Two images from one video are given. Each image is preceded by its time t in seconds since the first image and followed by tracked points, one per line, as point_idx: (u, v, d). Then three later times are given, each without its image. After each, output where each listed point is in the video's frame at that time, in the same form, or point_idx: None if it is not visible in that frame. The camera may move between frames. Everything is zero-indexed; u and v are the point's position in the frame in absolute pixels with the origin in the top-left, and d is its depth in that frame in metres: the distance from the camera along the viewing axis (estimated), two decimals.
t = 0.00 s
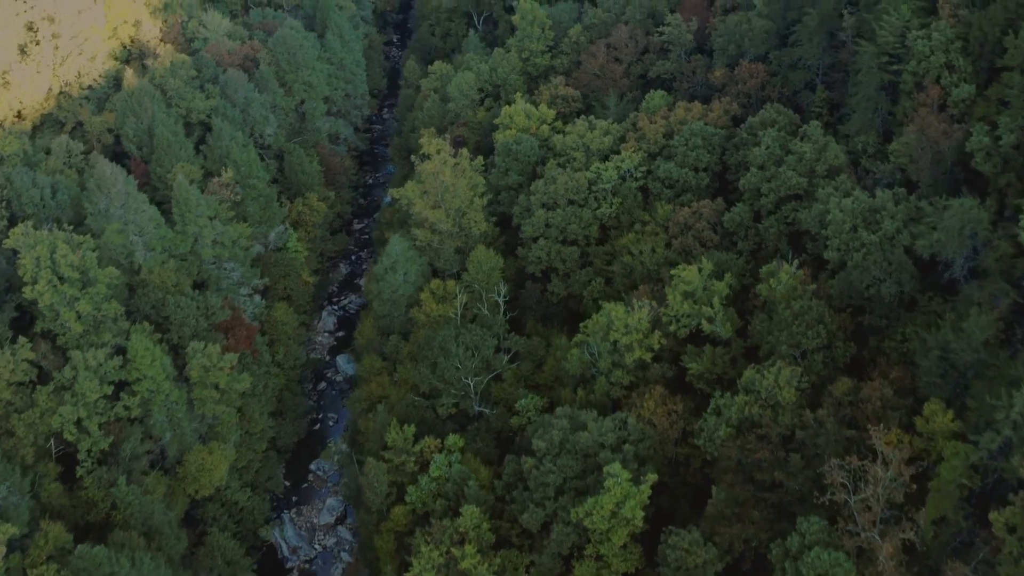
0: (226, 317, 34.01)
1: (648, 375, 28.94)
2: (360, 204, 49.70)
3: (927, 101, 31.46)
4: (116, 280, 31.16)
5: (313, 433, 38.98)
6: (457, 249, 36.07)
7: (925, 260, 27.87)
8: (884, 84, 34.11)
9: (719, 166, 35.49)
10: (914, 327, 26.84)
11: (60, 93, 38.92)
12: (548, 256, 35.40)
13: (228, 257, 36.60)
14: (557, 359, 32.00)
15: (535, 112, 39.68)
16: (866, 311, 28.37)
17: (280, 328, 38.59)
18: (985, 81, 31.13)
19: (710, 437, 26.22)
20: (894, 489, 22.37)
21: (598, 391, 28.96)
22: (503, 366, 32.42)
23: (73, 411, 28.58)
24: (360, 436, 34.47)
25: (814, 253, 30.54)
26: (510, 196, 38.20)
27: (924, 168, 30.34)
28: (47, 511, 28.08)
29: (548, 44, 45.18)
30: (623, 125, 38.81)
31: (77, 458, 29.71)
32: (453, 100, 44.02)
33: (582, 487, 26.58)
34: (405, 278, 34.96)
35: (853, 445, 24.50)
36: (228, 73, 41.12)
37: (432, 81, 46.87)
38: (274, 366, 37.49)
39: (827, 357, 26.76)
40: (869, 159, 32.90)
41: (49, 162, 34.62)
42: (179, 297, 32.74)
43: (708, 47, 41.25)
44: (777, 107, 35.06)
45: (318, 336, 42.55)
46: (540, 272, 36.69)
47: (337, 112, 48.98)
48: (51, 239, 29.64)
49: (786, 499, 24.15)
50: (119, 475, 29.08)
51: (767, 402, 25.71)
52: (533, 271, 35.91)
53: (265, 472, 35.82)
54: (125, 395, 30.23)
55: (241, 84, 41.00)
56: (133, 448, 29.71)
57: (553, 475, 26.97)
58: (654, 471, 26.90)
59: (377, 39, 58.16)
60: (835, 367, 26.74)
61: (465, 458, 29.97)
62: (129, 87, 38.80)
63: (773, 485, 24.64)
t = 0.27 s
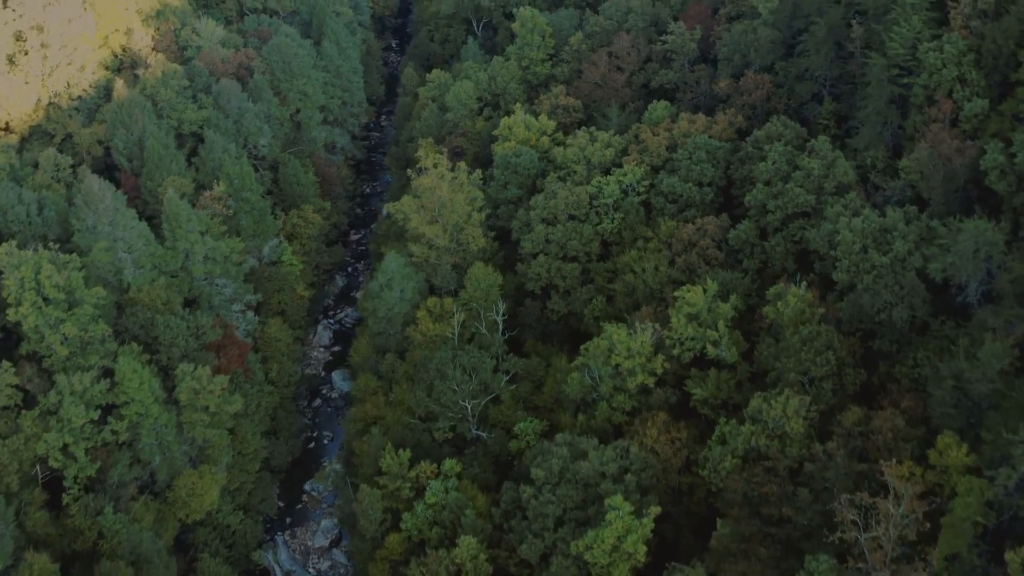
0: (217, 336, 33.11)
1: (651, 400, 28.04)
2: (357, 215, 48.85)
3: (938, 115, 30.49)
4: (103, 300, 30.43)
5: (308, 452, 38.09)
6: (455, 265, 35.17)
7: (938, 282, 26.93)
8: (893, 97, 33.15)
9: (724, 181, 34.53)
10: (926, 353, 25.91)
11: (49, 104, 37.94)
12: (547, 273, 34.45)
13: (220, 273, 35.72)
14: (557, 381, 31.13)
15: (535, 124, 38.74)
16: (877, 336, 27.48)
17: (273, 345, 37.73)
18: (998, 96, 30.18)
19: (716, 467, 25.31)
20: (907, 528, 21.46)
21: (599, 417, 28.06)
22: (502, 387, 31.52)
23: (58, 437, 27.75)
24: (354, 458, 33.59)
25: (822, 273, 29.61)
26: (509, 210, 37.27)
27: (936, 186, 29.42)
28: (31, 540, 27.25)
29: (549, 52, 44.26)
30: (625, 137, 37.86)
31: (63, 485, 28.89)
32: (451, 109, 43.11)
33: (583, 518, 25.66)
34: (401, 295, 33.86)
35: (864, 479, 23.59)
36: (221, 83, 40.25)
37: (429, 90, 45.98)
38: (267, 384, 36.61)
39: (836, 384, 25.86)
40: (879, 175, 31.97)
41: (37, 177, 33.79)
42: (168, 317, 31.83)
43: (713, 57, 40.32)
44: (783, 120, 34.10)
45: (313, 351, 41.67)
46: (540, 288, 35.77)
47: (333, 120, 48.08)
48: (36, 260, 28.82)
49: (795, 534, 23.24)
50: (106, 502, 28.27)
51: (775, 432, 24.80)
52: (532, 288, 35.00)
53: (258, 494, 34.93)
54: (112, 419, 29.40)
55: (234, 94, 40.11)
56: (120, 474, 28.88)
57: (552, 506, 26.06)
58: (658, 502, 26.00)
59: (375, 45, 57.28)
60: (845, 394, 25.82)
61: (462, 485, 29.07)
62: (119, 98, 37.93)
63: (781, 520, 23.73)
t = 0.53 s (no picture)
0: (208, 356, 32.25)
1: (654, 427, 27.17)
2: (354, 225, 48.12)
3: (950, 131, 29.52)
4: (90, 321, 29.60)
5: (303, 471, 37.28)
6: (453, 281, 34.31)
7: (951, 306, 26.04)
8: (903, 110, 32.21)
9: (729, 196, 33.63)
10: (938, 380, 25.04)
11: (37, 115, 36.96)
12: (547, 291, 33.56)
13: (213, 290, 34.86)
14: (557, 404, 30.28)
15: (534, 135, 37.85)
16: (887, 361, 26.59)
17: (267, 362, 36.89)
18: (1012, 111, 29.23)
19: (721, 500, 24.44)
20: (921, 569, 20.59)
21: (601, 444, 27.20)
22: (500, 410, 30.66)
23: (43, 464, 26.91)
24: (349, 481, 32.74)
25: (831, 294, 28.73)
26: (508, 225, 36.38)
27: (948, 205, 28.51)
28: (15, 571, 26.45)
29: (549, 60, 43.37)
30: (628, 149, 36.94)
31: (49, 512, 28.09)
32: (450, 119, 42.22)
33: (584, 551, 24.78)
34: (397, 313, 33.10)
35: (874, 514, 22.74)
36: (214, 92, 39.35)
37: (427, 99, 45.08)
38: (260, 403, 35.77)
39: (845, 413, 24.99)
40: (888, 192, 31.06)
41: (24, 192, 32.91)
42: (158, 337, 30.97)
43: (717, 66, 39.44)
44: (790, 133, 33.19)
45: (308, 367, 40.88)
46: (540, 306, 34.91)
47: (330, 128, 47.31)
48: (20, 280, 27.99)
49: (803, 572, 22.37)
50: (93, 530, 27.44)
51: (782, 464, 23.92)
52: (532, 305, 34.12)
53: (251, 516, 34.10)
54: (99, 444, 28.57)
55: (227, 104, 39.19)
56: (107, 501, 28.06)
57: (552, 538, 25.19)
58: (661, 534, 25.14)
59: (373, 50, 56.43)
60: (855, 423, 24.95)
61: (459, 512, 28.21)
62: (108, 109, 37.00)
63: (789, 556, 22.86)
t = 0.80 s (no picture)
0: (196, 382, 31.22)
1: (657, 460, 26.13)
2: (350, 237, 47.27)
3: (965, 150, 28.36)
4: (73, 347, 28.59)
5: (296, 495, 36.30)
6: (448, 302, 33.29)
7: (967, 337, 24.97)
8: (916, 128, 31.07)
9: (734, 215, 32.55)
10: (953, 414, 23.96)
11: (23, 129, 35.87)
12: (547, 313, 32.48)
13: (203, 311, 33.84)
14: (557, 433, 29.27)
15: (534, 149, 36.77)
16: (900, 393, 25.55)
17: (259, 384, 35.88)
18: None
19: (727, 541, 23.40)
20: None
21: (602, 478, 26.15)
22: (498, 439, 29.62)
23: (23, 498, 25.92)
24: (342, 509, 31.73)
25: (841, 322, 27.67)
26: (507, 242, 35.30)
27: (963, 228, 27.42)
28: None
29: (550, 70, 42.27)
30: (630, 164, 35.84)
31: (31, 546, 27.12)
32: (447, 131, 41.13)
33: None
34: (393, 336, 32.09)
35: (888, 559, 21.70)
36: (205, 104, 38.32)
37: (425, 109, 44.00)
38: (252, 426, 34.76)
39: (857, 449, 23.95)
40: (900, 213, 29.97)
41: (7, 211, 31.88)
42: (144, 362, 29.96)
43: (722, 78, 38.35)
44: (798, 150, 32.11)
45: (302, 386, 39.94)
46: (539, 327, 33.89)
47: (326, 139, 46.52)
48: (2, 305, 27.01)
49: None
50: (76, 565, 26.45)
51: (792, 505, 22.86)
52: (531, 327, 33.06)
53: (242, 543, 33.11)
54: (83, 475, 27.60)
55: (218, 117, 38.14)
56: (91, 534, 27.09)
57: None
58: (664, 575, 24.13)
59: (370, 57, 55.39)
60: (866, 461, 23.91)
61: (455, 546, 27.19)
62: (96, 123, 35.90)
63: None
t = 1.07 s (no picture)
0: (186, 405, 30.35)
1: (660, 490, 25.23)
2: (346, 248, 46.53)
3: (979, 168, 27.37)
4: (58, 370, 27.72)
5: (290, 516, 35.45)
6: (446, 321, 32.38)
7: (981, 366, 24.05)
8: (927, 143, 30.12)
9: (740, 232, 31.63)
10: (967, 446, 23.06)
11: (10, 142, 34.90)
12: (547, 333, 31.55)
13: (194, 329, 32.95)
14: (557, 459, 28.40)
15: (534, 162, 35.85)
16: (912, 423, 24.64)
17: (252, 403, 34.96)
18: None
19: None
20: None
21: (603, 509, 25.26)
22: (496, 464, 28.74)
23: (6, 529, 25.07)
24: (336, 534, 30.88)
25: (850, 346, 26.75)
26: (506, 258, 34.40)
27: (977, 250, 26.49)
28: None
29: (550, 79, 41.35)
30: (632, 177, 34.91)
31: None
32: (445, 141, 40.22)
33: None
34: (388, 356, 31.22)
35: None
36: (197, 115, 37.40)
37: (422, 119, 43.10)
38: (245, 447, 33.91)
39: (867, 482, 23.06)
40: (910, 232, 29.06)
41: None
42: (132, 385, 29.09)
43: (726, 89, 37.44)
44: (805, 166, 31.18)
45: (297, 403, 39.17)
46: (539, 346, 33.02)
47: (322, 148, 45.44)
48: None
49: None
50: None
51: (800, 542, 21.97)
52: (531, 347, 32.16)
53: (235, 567, 32.23)
54: (69, 503, 26.75)
55: (210, 128, 37.23)
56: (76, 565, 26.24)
57: None
58: None
59: (368, 63, 54.51)
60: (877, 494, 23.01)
61: None
62: (85, 135, 34.97)
63: None
